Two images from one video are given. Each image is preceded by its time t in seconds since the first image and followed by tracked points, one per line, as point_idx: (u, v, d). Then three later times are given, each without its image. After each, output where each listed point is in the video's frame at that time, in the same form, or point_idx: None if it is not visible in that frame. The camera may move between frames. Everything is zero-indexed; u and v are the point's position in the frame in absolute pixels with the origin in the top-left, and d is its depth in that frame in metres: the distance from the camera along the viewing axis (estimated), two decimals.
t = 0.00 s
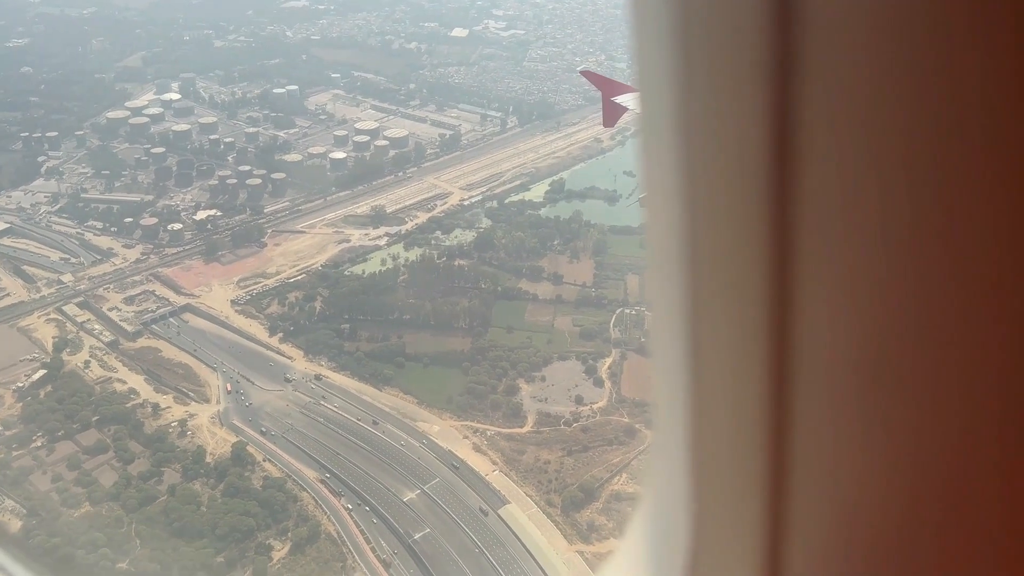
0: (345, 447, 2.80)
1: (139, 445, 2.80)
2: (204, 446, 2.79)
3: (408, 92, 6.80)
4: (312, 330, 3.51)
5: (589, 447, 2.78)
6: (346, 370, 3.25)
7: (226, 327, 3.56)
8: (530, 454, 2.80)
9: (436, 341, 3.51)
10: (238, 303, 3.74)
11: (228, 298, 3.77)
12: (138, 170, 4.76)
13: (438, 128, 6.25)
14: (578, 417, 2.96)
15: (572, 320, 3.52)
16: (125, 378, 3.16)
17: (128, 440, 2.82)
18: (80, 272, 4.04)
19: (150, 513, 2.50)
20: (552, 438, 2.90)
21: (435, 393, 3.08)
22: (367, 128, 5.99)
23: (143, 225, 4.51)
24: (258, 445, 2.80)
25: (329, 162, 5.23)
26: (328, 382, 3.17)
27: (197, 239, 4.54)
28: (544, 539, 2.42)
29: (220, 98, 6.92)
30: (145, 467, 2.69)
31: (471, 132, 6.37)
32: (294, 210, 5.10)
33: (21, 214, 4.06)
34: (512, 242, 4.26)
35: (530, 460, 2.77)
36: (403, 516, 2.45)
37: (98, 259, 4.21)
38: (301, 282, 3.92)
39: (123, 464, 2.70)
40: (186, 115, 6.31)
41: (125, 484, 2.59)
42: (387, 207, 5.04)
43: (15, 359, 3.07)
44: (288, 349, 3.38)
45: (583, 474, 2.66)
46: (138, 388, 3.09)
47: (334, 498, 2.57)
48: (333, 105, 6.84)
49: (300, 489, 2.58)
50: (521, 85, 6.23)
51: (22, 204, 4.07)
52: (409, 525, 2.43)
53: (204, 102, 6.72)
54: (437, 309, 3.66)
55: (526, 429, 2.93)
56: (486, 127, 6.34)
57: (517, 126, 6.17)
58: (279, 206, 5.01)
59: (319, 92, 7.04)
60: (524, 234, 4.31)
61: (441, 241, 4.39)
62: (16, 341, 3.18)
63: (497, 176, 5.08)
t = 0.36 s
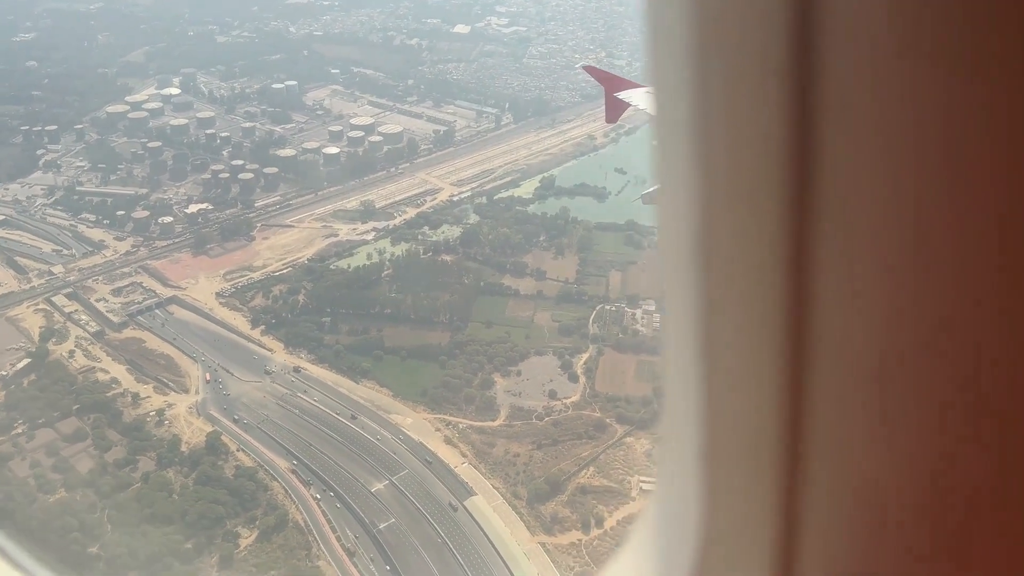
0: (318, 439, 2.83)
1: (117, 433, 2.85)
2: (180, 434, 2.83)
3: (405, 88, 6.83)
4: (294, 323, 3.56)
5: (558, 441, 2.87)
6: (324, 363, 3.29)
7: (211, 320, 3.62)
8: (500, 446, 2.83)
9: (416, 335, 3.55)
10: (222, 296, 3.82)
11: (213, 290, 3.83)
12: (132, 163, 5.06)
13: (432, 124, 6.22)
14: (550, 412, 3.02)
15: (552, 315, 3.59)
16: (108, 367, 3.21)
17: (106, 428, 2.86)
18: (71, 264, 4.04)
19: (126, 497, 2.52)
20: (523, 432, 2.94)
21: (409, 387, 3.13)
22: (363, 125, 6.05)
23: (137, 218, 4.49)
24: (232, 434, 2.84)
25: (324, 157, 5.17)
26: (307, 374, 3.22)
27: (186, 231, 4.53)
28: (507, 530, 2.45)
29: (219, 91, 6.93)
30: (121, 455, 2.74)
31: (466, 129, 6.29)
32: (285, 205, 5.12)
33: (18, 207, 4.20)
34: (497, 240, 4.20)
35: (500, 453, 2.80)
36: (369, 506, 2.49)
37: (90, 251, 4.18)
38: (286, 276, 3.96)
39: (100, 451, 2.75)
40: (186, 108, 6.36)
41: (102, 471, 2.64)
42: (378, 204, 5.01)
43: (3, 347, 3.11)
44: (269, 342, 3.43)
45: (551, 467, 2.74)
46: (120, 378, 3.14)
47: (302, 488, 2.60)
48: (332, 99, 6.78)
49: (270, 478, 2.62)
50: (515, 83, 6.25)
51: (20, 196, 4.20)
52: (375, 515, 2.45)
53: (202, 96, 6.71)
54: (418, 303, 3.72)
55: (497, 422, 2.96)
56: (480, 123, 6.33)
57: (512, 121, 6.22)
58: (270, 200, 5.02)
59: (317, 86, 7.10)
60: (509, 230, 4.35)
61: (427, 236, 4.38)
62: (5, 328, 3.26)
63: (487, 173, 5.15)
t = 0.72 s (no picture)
0: (295, 431, 2.86)
1: (99, 423, 2.85)
2: (160, 426, 2.88)
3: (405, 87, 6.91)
4: (279, 317, 3.60)
5: (533, 437, 2.90)
6: (307, 356, 3.32)
7: (198, 312, 3.66)
8: (475, 442, 2.85)
9: (399, 330, 3.57)
10: (210, 290, 3.86)
11: (202, 284, 3.91)
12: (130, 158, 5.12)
13: (429, 122, 6.16)
14: (527, 407, 3.03)
15: (534, 312, 3.63)
16: (94, 358, 3.26)
17: (88, 417, 2.86)
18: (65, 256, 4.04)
19: (103, 486, 2.54)
20: (501, 427, 2.93)
21: (389, 381, 3.15)
22: (360, 121, 6.08)
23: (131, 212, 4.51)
24: (211, 426, 2.89)
25: (319, 154, 5.36)
26: (289, 368, 3.25)
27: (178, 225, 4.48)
28: (476, 523, 2.45)
29: (220, 89, 7.03)
30: (102, 444, 2.75)
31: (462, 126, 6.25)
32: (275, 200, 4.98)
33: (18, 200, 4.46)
34: (486, 237, 4.24)
35: (474, 448, 2.82)
36: (341, 499, 2.53)
37: (84, 244, 4.20)
38: (274, 270, 3.98)
39: (81, 440, 2.75)
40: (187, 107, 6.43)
41: (82, 459, 2.64)
42: (369, 199, 4.85)
43: None
44: (254, 336, 3.47)
45: (523, 463, 2.77)
46: (105, 368, 3.20)
47: (277, 479, 2.63)
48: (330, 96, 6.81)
49: (246, 470, 2.66)
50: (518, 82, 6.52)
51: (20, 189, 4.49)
52: (346, 508, 2.48)
53: (204, 94, 6.83)
54: (402, 298, 3.75)
55: (474, 418, 2.98)
56: (477, 122, 6.28)
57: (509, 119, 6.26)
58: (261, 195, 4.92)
59: (317, 83, 7.24)
60: (497, 227, 4.38)
61: (417, 232, 4.41)
62: None
63: (480, 171, 5.21)
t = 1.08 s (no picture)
0: (270, 420, 2.91)
1: (80, 410, 2.89)
2: (140, 413, 2.93)
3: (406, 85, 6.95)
4: (264, 309, 3.63)
5: (507, 432, 2.90)
6: (289, 349, 3.35)
7: (185, 303, 3.70)
8: (449, 436, 2.86)
9: (381, 324, 3.58)
10: (199, 280, 3.90)
11: (192, 276, 3.95)
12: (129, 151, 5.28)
13: (429, 119, 6.15)
14: (503, 402, 3.05)
15: (518, 309, 3.66)
16: (81, 347, 3.30)
17: (71, 405, 2.91)
18: (59, 246, 4.11)
19: (80, 473, 2.58)
20: (476, 422, 2.95)
21: (369, 375, 3.18)
22: (359, 117, 6.09)
23: (126, 204, 4.58)
24: (189, 415, 2.92)
25: (316, 148, 5.43)
26: (270, 359, 3.29)
27: (173, 218, 4.50)
28: (445, 515, 2.49)
29: (224, 84, 7.11)
30: (82, 430, 2.79)
31: (460, 123, 6.15)
32: (270, 194, 4.90)
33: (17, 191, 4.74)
34: (476, 234, 4.26)
35: (448, 442, 2.83)
36: (313, 489, 2.57)
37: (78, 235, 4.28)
38: (263, 263, 4.03)
39: (63, 426, 2.80)
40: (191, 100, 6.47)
41: (63, 445, 2.70)
42: (363, 194, 4.80)
43: None
44: (238, 327, 3.50)
45: (495, 457, 2.76)
46: (91, 356, 3.24)
47: (251, 469, 2.68)
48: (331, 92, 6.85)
49: (222, 458, 2.70)
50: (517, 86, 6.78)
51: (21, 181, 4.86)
52: (316, 499, 2.52)
53: (208, 88, 6.90)
54: (388, 293, 3.76)
55: (451, 412, 3.00)
56: (476, 120, 6.22)
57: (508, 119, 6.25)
58: (256, 189, 4.88)
59: (319, 80, 7.30)
60: (486, 224, 4.39)
61: (408, 228, 4.42)
62: None
63: (475, 170, 5.25)
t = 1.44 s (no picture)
0: (248, 411, 2.96)
1: (64, 396, 2.93)
2: (122, 401, 2.97)
3: (408, 84, 6.99)
4: (251, 302, 3.68)
5: (481, 428, 2.92)
6: (273, 341, 3.39)
7: (173, 294, 3.76)
8: (424, 430, 2.88)
9: (365, 320, 3.61)
10: (189, 273, 3.96)
11: (183, 268, 4.01)
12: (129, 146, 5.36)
13: (428, 118, 6.18)
14: (479, 399, 3.07)
15: (501, 307, 3.68)
16: (69, 334, 3.35)
17: (55, 390, 2.96)
18: (55, 236, 4.19)
19: (58, 457, 2.63)
20: (451, 417, 2.98)
21: (348, 369, 3.21)
22: (359, 114, 6.12)
23: (123, 196, 4.66)
24: (169, 404, 2.97)
25: (314, 144, 5.48)
26: (253, 351, 3.34)
27: (168, 211, 4.57)
28: (412, 508, 2.51)
29: (228, 80, 7.19)
30: (64, 415, 2.83)
31: (459, 122, 6.17)
32: (265, 188, 4.95)
33: (17, 181, 4.83)
34: (465, 232, 4.29)
35: (422, 437, 2.85)
36: (284, 480, 2.61)
37: (74, 225, 4.36)
38: (253, 257, 4.07)
39: (45, 412, 2.85)
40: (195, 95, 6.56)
41: (43, 429, 2.75)
42: (356, 190, 4.83)
43: None
44: (224, 319, 3.55)
45: (466, 453, 2.79)
46: (78, 345, 3.29)
47: (226, 458, 2.72)
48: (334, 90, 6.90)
49: (198, 447, 2.75)
50: (519, 87, 6.81)
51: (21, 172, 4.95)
52: (286, 489, 2.56)
53: (213, 83, 6.99)
54: (373, 288, 3.79)
55: (427, 407, 3.03)
56: (475, 119, 6.25)
57: (507, 119, 6.27)
58: (251, 183, 4.94)
59: (323, 77, 7.35)
60: (477, 222, 4.41)
61: (399, 225, 4.45)
62: None
63: (471, 168, 5.27)
